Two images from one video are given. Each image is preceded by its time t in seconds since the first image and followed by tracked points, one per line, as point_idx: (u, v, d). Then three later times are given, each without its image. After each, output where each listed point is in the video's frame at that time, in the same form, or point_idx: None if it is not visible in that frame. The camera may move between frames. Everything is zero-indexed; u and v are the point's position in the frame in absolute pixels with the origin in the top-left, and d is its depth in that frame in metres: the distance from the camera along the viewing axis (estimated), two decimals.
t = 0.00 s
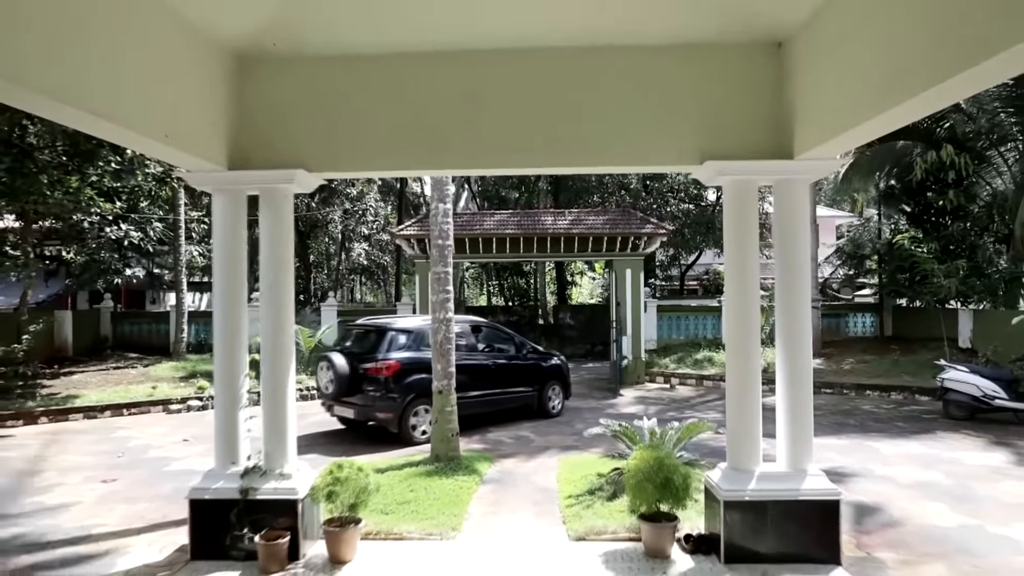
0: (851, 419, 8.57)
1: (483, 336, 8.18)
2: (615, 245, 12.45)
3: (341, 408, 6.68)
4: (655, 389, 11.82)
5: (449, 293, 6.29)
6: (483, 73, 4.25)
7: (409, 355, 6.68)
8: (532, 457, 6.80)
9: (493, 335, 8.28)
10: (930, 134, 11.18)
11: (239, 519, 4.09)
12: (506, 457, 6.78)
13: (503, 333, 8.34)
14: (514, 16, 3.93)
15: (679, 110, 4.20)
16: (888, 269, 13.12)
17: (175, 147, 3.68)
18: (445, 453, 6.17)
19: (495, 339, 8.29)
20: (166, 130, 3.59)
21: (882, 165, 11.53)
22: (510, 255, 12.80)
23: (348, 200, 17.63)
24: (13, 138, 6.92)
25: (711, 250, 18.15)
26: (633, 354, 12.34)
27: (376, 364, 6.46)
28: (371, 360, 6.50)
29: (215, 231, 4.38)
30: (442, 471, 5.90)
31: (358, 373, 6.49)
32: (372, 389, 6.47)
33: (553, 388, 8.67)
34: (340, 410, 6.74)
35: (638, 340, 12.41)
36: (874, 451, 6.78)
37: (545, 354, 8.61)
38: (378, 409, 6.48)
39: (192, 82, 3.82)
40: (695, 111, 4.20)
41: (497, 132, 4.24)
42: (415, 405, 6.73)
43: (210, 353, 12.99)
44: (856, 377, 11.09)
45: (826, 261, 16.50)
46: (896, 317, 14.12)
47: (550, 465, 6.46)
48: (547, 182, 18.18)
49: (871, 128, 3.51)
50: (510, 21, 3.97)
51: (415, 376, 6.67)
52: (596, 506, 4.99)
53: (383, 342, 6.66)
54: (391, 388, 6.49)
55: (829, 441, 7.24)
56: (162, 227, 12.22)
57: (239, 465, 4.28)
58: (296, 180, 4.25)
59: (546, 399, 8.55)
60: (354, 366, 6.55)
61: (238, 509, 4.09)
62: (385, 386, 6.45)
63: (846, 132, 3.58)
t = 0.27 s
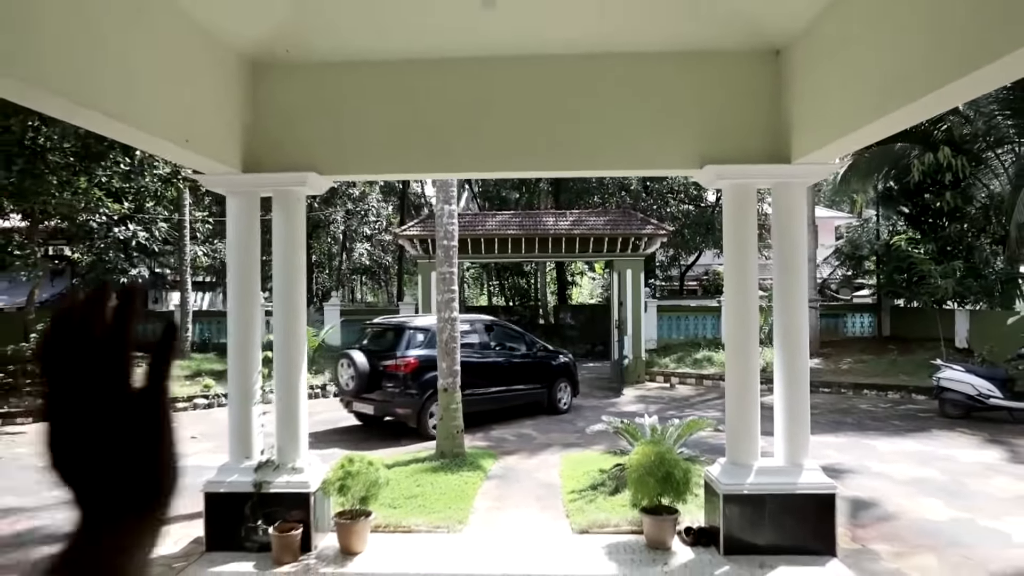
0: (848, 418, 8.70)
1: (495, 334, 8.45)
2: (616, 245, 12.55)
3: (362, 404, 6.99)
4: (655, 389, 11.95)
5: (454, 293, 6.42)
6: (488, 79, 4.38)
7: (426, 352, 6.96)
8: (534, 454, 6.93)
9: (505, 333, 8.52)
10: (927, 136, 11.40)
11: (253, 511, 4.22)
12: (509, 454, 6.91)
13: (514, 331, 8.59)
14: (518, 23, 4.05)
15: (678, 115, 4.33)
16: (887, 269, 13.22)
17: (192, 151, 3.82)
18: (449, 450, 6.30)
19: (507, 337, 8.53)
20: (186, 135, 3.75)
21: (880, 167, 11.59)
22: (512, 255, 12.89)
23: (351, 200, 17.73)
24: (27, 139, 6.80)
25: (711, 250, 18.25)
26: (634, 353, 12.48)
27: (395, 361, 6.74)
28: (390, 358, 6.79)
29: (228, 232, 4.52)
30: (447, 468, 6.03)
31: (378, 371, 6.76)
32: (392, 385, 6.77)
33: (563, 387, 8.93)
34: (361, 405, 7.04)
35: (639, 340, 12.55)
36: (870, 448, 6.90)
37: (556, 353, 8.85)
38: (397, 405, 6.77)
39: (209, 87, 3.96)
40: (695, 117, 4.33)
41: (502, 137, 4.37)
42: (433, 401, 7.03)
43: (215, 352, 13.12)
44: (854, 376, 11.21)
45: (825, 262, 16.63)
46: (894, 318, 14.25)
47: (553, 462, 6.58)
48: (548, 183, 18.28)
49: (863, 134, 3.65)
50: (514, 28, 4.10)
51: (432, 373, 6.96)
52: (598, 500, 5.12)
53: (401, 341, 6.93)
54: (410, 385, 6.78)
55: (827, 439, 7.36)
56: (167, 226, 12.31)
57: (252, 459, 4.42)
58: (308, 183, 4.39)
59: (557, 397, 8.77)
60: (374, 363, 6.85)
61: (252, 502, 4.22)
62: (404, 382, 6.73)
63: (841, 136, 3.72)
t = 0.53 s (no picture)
0: (846, 415, 8.86)
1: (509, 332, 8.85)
2: (616, 246, 12.72)
3: (385, 399, 7.31)
4: (656, 387, 12.12)
5: (460, 293, 6.58)
6: (496, 86, 4.53)
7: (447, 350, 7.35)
8: (538, 450, 7.10)
9: (518, 331, 8.89)
10: (924, 138, 11.19)
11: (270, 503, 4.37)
12: (514, 450, 7.07)
13: (527, 329, 8.95)
14: (526, 32, 4.21)
15: (680, 121, 4.49)
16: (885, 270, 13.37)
17: (213, 156, 3.97)
18: (456, 445, 6.47)
19: (520, 335, 8.91)
20: (208, 142, 3.89)
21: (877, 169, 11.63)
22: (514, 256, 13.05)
23: (353, 202, 17.90)
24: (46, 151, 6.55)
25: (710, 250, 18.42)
26: (634, 352, 12.62)
27: (418, 358, 7.09)
28: (413, 355, 7.13)
29: (246, 233, 4.69)
30: (454, 463, 6.19)
31: (401, 368, 7.05)
32: (414, 381, 7.12)
33: (575, 384, 9.29)
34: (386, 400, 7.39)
35: (639, 339, 12.71)
36: (867, 445, 7.05)
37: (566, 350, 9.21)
38: (420, 399, 7.12)
39: (230, 96, 4.11)
40: (695, 122, 4.49)
41: (510, 142, 4.52)
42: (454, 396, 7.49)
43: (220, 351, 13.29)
44: (852, 375, 11.38)
45: (824, 262, 16.79)
46: (892, 317, 14.43)
47: (556, 457, 6.74)
48: (549, 184, 18.44)
49: (858, 140, 3.81)
50: (522, 36, 4.25)
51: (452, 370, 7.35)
52: (602, 493, 5.28)
53: (422, 339, 7.25)
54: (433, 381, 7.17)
55: (825, 435, 7.52)
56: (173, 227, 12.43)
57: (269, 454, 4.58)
58: (322, 186, 4.55)
59: (568, 392, 9.11)
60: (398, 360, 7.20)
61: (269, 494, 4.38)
62: (427, 378, 7.10)
63: (837, 143, 3.87)
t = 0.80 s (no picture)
0: (842, 410, 9.02)
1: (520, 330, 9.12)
2: (616, 245, 12.86)
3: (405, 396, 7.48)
4: (656, 384, 12.26)
5: (465, 291, 6.73)
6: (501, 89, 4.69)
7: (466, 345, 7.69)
8: (540, 444, 7.25)
9: (529, 329, 9.20)
10: (920, 137, 11.36)
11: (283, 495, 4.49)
12: (516, 445, 7.22)
13: (536, 326, 9.29)
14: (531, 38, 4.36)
15: (679, 125, 4.65)
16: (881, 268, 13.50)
17: (229, 159, 4.10)
18: (461, 440, 6.62)
19: (531, 333, 9.27)
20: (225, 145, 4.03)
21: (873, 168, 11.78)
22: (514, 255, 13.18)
23: (355, 202, 18.03)
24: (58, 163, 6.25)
25: (710, 249, 18.55)
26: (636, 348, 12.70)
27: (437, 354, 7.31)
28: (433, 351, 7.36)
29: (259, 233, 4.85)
30: (458, 457, 6.34)
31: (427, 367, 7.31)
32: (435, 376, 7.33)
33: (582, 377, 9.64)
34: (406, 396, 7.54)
35: (639, 337, 12.85)
36: (862, 439, 7.22)
37: (574, 346, 9.57)
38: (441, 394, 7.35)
39: (245, 100, 4.25)
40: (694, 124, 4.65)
41: (515, 145, 4.67)
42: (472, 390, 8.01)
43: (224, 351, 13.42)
44: (849, 371, 11.52)
45: (822, 260, 16.93)
46: (889, 315, 14.57)
47: (558, 452, 6.89)
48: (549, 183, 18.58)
49: (850, 143, 3.96)
50: (527, 41, 4.41)
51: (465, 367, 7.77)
52: (604, 485, 5.44)
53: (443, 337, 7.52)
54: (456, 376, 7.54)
55: (821, 430, 7.67)
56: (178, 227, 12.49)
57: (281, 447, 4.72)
58: (333, 188, 4.70)
59: (576, 387, 9.44)
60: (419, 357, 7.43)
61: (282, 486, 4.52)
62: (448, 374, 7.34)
63: (829, 146, 4.03)
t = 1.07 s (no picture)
0: (839, 408, 9.14)
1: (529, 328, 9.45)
2: (616, 244, 12.99)
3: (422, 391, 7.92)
4: (655, 383, 12.38)
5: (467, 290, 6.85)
6: (503, 93, 4.80)
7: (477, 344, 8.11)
8: (541, 441, 7.37)
9: (537, 327, 9.51)
10: (917, 138, 11.39)
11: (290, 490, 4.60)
12: (518, 442, 7.34)
13: (544, 325, 9.60)
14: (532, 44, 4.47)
15: (677, 127, 4.76)
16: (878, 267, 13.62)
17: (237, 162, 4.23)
18: (463, 436, 6.74)
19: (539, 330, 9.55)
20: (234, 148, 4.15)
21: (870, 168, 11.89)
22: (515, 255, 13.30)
23: (357, 202, 18.15)
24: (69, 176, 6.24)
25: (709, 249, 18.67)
26: (637, 346, 12.79)
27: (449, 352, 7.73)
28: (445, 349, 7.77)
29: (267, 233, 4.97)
30: (461, 453, 6.46)
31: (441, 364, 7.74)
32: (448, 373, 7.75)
33: (588, 374, 9.88)
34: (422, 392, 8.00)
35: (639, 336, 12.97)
36: (858, 435, 7.33)
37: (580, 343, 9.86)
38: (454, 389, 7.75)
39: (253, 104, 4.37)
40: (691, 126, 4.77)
41: (516, 147, 4.79)
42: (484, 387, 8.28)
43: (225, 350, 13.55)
44: (846, 370, 11.64)
45: (820, 260, 17.05)
46: (886, 314, 14.69)
47: (559, 448, 7.01)
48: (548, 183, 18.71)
49: (842, 147, 4.07)
50: (528, 46, 4.52)
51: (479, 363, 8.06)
52: (604, 479, 5.56)
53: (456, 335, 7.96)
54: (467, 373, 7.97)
55: (817, 427, 7.79)
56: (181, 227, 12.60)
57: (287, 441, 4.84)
58: (339, 189, 4.82)
59: (583, 383, 9.70)
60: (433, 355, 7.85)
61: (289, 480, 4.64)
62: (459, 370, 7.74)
63: (823, 149, 4.14)
